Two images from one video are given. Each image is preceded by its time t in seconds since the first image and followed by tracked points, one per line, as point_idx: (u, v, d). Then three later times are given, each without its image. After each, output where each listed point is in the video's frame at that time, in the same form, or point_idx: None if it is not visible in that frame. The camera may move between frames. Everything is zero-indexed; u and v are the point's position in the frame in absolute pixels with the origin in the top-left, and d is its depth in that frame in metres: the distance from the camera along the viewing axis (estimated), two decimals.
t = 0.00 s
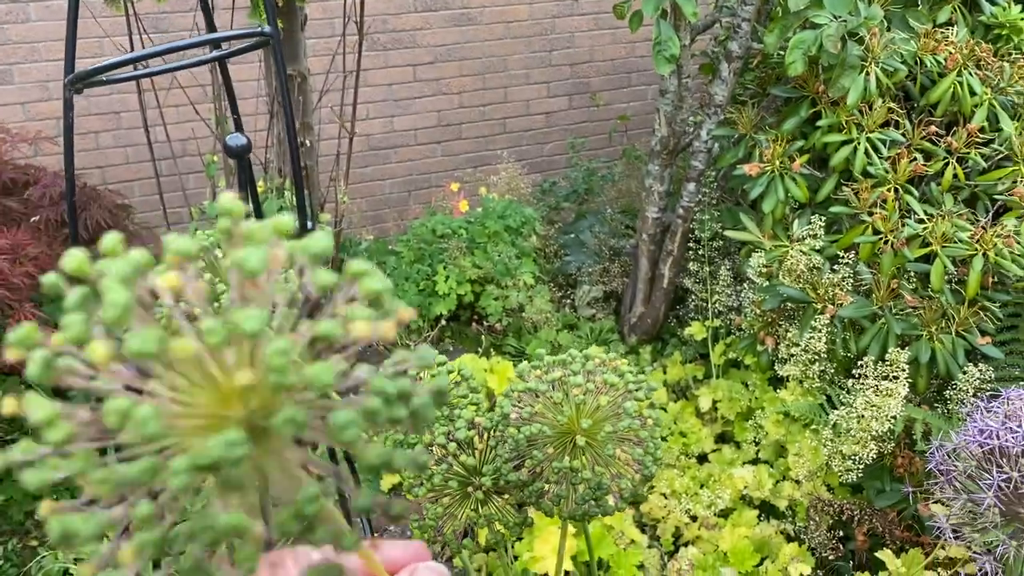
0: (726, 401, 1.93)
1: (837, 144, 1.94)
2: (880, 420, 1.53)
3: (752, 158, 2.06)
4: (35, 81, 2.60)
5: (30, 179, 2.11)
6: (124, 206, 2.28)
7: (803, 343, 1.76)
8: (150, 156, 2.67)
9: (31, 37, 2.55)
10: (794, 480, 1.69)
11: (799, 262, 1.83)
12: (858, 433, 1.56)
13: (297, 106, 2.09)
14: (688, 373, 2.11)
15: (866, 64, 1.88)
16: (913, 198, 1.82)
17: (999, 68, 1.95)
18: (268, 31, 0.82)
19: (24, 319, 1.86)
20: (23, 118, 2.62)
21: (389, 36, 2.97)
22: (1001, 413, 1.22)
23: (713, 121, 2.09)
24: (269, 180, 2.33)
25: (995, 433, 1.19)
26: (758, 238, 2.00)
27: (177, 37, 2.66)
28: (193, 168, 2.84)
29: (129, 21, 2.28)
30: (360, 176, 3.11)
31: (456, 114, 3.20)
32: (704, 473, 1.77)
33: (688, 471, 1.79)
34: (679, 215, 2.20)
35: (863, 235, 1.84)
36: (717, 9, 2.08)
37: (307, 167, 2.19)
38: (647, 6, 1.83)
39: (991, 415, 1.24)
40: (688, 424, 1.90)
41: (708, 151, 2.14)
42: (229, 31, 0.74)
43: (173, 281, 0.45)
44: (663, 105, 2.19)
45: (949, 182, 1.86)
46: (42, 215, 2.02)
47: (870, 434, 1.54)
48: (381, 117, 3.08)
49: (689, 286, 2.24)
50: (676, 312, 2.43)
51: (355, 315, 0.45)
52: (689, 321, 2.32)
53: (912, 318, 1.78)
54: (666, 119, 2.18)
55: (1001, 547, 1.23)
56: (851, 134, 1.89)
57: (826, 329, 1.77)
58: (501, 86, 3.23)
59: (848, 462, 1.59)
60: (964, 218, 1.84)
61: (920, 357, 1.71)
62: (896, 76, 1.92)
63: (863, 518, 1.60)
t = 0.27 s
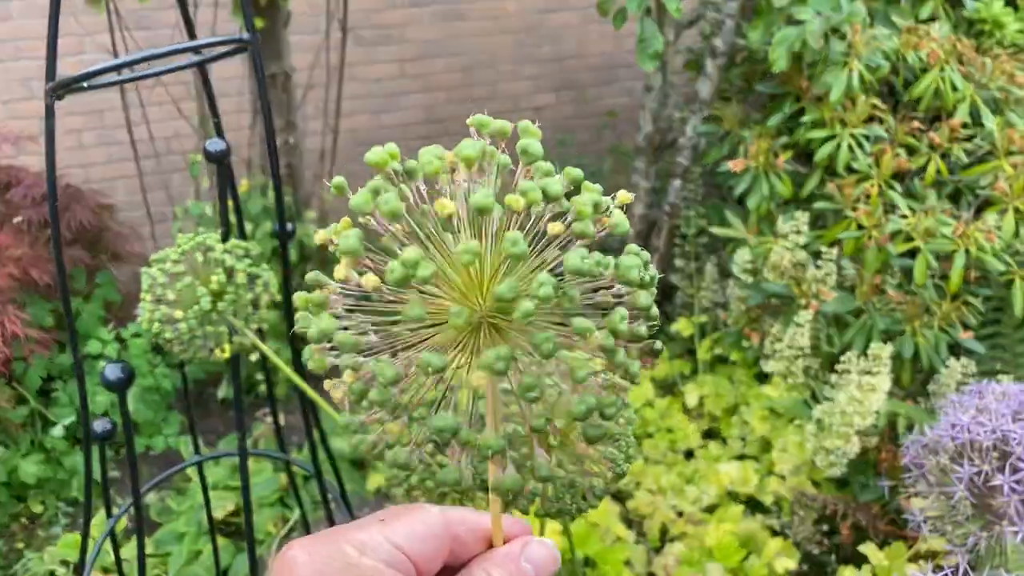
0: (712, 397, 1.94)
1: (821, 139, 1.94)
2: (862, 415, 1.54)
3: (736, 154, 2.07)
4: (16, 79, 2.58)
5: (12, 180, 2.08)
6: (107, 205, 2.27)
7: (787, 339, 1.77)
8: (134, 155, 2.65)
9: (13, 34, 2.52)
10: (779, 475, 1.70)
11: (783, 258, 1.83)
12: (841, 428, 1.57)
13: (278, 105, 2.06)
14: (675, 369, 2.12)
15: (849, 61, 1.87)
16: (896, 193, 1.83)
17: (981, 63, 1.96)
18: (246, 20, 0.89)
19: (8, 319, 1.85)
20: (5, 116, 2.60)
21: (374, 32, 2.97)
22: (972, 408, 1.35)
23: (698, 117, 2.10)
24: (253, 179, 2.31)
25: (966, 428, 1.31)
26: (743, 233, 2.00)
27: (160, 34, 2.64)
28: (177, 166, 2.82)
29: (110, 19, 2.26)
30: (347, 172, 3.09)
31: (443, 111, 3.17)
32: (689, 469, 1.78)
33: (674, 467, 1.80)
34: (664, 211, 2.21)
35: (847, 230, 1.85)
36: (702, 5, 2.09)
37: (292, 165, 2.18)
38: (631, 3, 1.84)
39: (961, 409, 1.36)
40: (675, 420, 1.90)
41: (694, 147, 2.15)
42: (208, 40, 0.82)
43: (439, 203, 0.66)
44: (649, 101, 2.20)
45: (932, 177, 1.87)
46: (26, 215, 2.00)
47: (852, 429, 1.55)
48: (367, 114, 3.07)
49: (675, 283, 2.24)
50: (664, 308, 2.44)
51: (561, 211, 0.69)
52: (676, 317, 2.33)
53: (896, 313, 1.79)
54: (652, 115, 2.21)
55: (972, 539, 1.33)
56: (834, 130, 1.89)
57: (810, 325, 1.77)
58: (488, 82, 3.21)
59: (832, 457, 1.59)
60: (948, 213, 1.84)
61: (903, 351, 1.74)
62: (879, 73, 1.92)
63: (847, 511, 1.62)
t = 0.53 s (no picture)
0: (697, 401, 1.96)
1: (803, 145, 1.97)
2: (843, 419, 1.57)
3: (719, 161, 2.09)
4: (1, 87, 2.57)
5: None
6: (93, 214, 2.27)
7: (769, 343, 1.79)
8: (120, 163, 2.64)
9: None
10: (763, 480, 1.71)
11: (766, 263, 1.86)
12: (822, 432, 1.59)
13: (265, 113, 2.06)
14: (661, 373, 2.13)
15: (829, 68, 1.88)
16: (877, 198, 1.85)
17: (961, 69, 1.98)
18: (221, 19, 0.95)
19: None
20: None
21: (361, 36, 3.00)
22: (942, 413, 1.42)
23: (681, 123, 2.13)
24: (239, 187, 2.31)
25: (937, 433, 1.38)
26: (726, 239, 2.02)
27: (145, 42, 2.64)
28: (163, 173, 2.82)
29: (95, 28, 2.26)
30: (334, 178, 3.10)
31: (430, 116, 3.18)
32: (675, 473, 1.79)
33: (660, 472, 1.81)
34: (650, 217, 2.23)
35: (829, 236, 1.88)
36: (685, 13, 2.10)
37: (278, 174, 2.19)
38: (614, 11, 1.85)
39: (930, 416, 1.44)
40: (661, 424, 1.91)
41: (678, 153, 2.17)
42: (196, 62, 0.89)
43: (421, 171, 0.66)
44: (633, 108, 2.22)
45: (913, 182, 1.89)
46: (11, 225, 2.00)
47: (833, 433, 1.57)
48: (354, 119, 3.08)
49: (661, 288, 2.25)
50: (650, 312, 2.45)
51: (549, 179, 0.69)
52: (662, 321, 2.34)
53: (877, 318, 1.81)
54: (637, 121, 2.25)
55: (942, 542, 1.38)
56: (816, 136, 1.91)
57: (792, 329, 1.80)
58: (476, 87, 3.22)
59: (814, 461, 1.61)
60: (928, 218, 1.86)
61: (885, 356, 1.76)
62: (860, 79, 1.93)
63: (828, 515, 1.62)
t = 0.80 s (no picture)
0: (685, 409, 1.98)
1: (787, 156, 2.00)
2: (826, 426, 1.59)
3: (704, 171, 2.12)
4: None
5: None
6: (85, 226, 2.28)
7: (755, 351, 1.82)
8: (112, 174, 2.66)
9: None
10: (749, 486, 1.73)
11: (751, 272, 1.89)
12: (806, 439, 1.62)
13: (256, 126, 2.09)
14: (649, 381, 2.16)
15: (812, 80, 1.92)
16: (859, 208, 1.88)
17: (941, 80, 2.02)
18: (211, 35, 0.99)
19: None
20: None
21: (353, 48, 3.01)
22: (916, 419, 1.45)
23: (668, 134, 2.15)
24: (230, 198, 2.33)
25: (912, 439, 1.41)
26: (712, 248, 2.05)
27: (137, 54, 2.66)
28: (155, 184, 2.84)
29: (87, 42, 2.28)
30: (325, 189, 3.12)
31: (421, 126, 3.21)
32: (663, 480, 1.82)
33: (648, 479, 1.83)
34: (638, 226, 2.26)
35: (812, 245, 1.91)
36: (671, 26, 2.14)
37: (269, 186, 2.21)
38: (600, 25, 1.89)
39: (905, 422, 1.46)
40: (649, 432, 1.93)
41: (665, 163, 2.20)
42: (187, 85, 0.93)
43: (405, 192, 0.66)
44: (620, 119, 2.25)
45: (895, 192, 1.92)
46: (4, 237, 2.01)
47: (817, 440, 1.60)
48: (347, 129, 3.09)
49: (649, 296, 2.28)
50: (639, 320, 2.48)
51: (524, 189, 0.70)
52: (650, 329, 2.37)
53: (860, 326, 1.84)
54: (624, 132, 2.26)
55: (918, 545, 1.40)
56: (799, 147, 1.95)
57: (776, 337, 1.83)
58: (466, 97, 3.24)
59: (798, 467, 1.64)
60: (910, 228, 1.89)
61: (868, 363, 1.80)
62: (842, 90, 1.96)
63: (813, 520, 1.66)
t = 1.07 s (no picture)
0: (680, 418, 1.99)
1: (780, 166, 2.01)
2: (819, 434, 1.60)
3: (698, 180, 2.13)
4: None
5: None
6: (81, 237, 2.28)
7: (749, 360, 1.83)
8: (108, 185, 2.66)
9: None
10: (744, 494, 1.74)
11: (744, 281, 1.90)
12: (800, 446, 1.63)
13: (253, 136, 2.10)
14: (645, 391, 2.16)
15: (803, 91, 1.93)
16: (851, 217, 1.89)
17: (932, 90, 2.03)
18: (207, 47, 1.00)
19: None
20: None
21: (348, 60, 3.02)
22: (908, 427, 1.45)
23: (662, 145, 2.17)
24: (226, 209, 2.33)
25: (903, 446, 1.41)
26: (706, 257, 2.07)
27: (132, 66, 2.67)
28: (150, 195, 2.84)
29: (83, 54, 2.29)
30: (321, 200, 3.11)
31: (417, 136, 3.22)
32: (659, 489, 1.82)
33: (644, 488, 1.83)
34: (632, 236, 2.27)
35: (805, 254, 1.92)
36: (664, 37, 2.16)
37: (265, 196, 2.22)
38: (593, 37, 1.90)
39: (896, 430, 1.47)
40: (645, 441, 1.94)
41: (658, 173, 2.22)
42: (183, 96, 0.94)
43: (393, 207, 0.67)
44: (614, 130, 2.27)
45: (887, 201, 1.93)
46: None
47: (810, 448, 1.61)
48: (342, 139, 3.07)
49: (644, 305, 2.29)
50: (633, 329, 2.49)
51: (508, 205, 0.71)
52: (645, 339, 2.38)
53: (853, 334, 1.84)
54: (618, 143, 2.28)
55: (910, 552, 1.41)
56: (792, 156, 1.96)
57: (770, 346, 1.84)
58: (461, 108, 3.26)
59: (792, 475, 1.65)
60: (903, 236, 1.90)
61: (861, 371, 1.80)
62: (834, 101, 1.98)
63: (808, 528, 1.65)
